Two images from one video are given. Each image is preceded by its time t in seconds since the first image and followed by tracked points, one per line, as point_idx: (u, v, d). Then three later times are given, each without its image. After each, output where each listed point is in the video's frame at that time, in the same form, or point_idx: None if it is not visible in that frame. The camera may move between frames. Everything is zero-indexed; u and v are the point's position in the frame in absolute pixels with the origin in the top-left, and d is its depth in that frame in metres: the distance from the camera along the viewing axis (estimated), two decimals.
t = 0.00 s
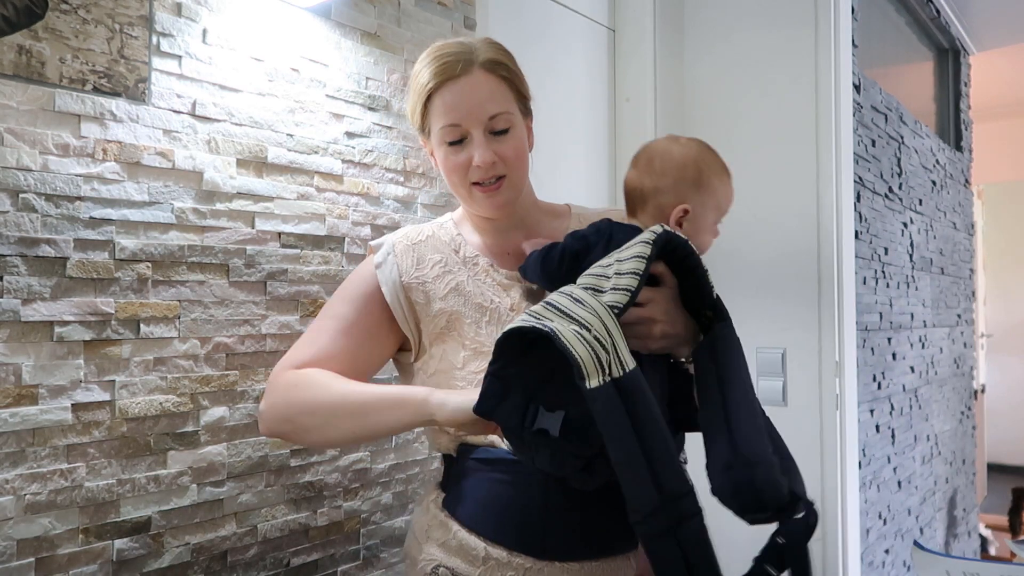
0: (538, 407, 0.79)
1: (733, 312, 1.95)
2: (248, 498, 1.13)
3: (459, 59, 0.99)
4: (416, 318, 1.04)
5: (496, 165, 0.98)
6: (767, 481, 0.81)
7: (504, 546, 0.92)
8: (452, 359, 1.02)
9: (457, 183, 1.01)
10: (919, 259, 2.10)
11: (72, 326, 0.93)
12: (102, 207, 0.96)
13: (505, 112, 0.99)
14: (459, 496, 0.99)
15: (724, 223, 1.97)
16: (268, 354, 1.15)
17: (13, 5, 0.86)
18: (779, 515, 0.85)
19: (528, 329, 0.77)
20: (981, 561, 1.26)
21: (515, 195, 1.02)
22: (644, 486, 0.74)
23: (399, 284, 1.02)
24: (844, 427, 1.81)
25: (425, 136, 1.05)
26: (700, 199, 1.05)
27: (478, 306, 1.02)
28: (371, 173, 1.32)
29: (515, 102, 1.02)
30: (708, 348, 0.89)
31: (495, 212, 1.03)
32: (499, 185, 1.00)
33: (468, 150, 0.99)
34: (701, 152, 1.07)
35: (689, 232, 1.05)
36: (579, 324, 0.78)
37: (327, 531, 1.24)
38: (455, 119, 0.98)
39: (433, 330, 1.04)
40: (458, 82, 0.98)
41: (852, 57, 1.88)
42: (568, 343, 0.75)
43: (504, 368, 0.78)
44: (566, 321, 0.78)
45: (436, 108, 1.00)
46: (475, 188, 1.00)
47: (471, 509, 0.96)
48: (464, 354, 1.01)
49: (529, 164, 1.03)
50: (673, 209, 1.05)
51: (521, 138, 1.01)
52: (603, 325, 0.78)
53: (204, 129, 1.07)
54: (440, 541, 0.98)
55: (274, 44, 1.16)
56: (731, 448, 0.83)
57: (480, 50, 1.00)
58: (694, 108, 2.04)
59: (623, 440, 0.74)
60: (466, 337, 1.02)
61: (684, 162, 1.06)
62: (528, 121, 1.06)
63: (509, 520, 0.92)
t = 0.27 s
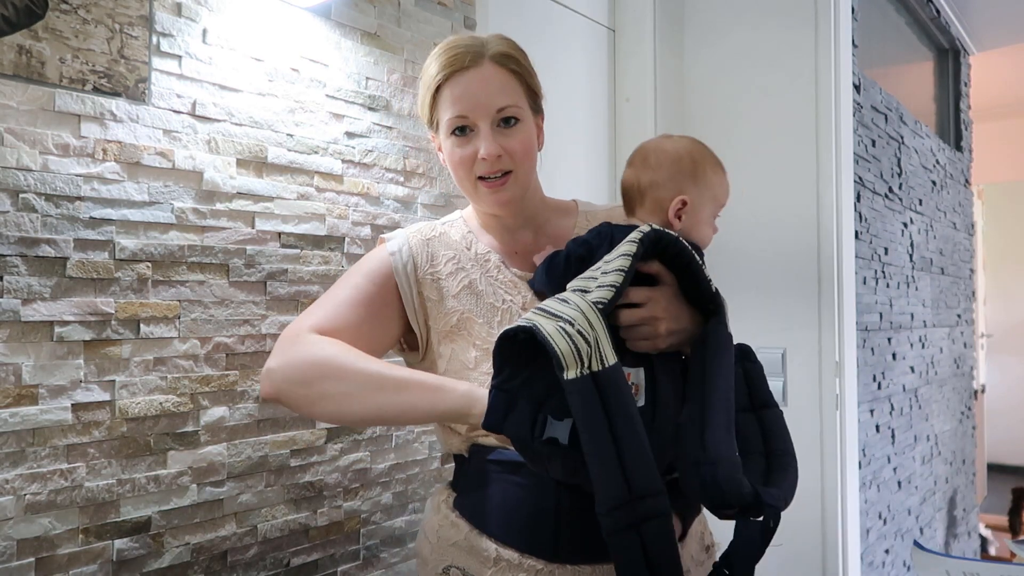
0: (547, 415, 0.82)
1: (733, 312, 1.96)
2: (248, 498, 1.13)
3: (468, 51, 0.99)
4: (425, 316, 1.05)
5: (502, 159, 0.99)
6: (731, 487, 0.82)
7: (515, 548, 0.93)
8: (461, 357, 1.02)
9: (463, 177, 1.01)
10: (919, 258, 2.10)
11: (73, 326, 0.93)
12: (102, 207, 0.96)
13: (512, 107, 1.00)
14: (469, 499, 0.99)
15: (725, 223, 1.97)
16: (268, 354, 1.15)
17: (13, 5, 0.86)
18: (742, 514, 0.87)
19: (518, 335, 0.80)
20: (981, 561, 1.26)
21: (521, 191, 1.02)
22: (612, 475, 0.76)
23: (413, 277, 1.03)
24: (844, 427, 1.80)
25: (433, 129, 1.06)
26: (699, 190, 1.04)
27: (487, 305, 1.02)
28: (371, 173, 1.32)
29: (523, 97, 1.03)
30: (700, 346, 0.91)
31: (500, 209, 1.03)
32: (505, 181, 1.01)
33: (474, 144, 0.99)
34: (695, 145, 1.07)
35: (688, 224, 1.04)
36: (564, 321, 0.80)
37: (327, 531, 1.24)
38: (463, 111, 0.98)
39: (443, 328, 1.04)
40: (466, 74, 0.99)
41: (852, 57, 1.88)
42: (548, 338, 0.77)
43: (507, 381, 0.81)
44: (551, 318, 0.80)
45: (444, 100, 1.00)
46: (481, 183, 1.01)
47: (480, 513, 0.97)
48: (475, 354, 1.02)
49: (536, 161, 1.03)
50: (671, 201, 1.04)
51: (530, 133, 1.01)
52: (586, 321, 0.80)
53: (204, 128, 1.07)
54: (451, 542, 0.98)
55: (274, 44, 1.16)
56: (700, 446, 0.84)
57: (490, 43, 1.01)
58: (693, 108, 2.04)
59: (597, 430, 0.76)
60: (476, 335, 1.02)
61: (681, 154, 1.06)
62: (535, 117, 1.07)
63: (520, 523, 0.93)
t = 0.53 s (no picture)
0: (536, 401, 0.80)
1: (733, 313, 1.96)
2: (248, 498, 1.13)
3: (475, 45, 1.01)
4: (424, 314, 1.05)
5: (506, 153, 1.00)
6: (737, 464, 0.82)
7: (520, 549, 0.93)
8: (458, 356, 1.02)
9: (466, 171, 1.02)
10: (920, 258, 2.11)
11: (73, 326, 0.93)
12: (102, 207, 0.96)
13: (516, 101, 1.01)
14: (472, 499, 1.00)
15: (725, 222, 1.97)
16: (268, 354, 1.15)
17: (13, 5, 0.86)
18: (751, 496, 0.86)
19: (509, 320, 0.81)
20: (981, 561, 1.26)
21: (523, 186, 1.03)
22: (611, 466, 0.76)
23: (413, 275, 1.03)
24: (844, 427, 1.80)
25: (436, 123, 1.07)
26: (706, 175, 1.05)
27: (487, 301, 1.02)
28: (371, 173, 1.32)
29: (528, 93, 1.04)
30: (704, 333, 0.90)
31: (502, 203, 1.04)
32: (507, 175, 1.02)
33: (478, 137, 1.00)
34: (700, 131, 1.07)
35: (696, 209, 1.04)
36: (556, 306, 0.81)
37: (327, 531, 1.24)
38: (468, 104, 1.00)
39: (442, 325, 1.04)
40: (472, 68, 1.00)
41: (852, 57, 1.88)
42: (539, 317, 0.79)
43: (497, 366, 0.82)
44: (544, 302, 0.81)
45: (449, 93, 1.01)
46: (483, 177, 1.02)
47: (483, 514, 0.97)
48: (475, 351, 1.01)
49: (539, 157, 1.05)
50: (678, 187, 1.04)
51: (534, 129, 1.03)
52: (576, 301, 0.80)
53: (204, 128, 1.07)
54: (457, 547, 0.98)
55: (274, 44, 1.16)
56: (705, 424, 0.84)
57: (496, 38, 1.02)
58: (693, 108, 2.04)
59: (593, 412, 0.76)
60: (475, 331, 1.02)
61: (686, 141, 1.06)
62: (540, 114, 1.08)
63: (522, 523, 0.93)
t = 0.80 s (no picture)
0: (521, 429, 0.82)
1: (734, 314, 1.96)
2: (248, 498, 1.13)
3: (471, 37, 1.01)
4: (416, 312, 1.05)
5: (504, 144, 0.99)
6: (755, 469, 0.83)
7: (517, 555, 0.93)
8: (452, 356, 1.02)
9: (464, 164, 1.01)
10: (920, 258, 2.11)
11: (73, 326, 0.93)
12: (102, 207, 0.96)
13: (514, 92, 1.01)
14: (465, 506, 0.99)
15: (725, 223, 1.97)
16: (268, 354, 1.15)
17: (13, 5, 0.86)
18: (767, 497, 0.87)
19: (503, 348, 0.81)
20: (981, 561, 1.26)
21: (521, 179, 1.02)
22: (637, 494, 0.75)
23: (404, 273, 1.03)
24: (844, 426, 1.80)
25: (433, 117, 1.06)
26: (714, 181, 1.03)
27: (481, 301, 1.03)
28: (371, 173, 1.32)
29: (525, 85, 1.04)
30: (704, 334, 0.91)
31: (501, 196, 1.03)
32: (506, 167, 1.01)
33: (476, 128, 1.00)
34: (714, 134, 1.06)
35: (701, 216, 1.04)
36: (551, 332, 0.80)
37: (327, 531, 1.24)
38: (465, 95, 0.99)
39: (435, 324, 1.04)
40: (469, 59, 1.00)
41: (852, 57, 1.88)
42: (539, 352, 0.78)
43: (484, 393, 0.82)
44: (537, 330, 0.81)
45: (446, 85, 1.01)
46: (481, 170, 1.01)
47: (478, 520, 0.97)
48: (467, 351, 1.01)
49: (536, 150, 1.04)
50: (684, 192, 1.03)
51: (532, 121, 1.02)
52: (575, 331, 0.80)
53: (204, 129, 1.07)
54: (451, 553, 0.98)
55: (273, 44, 1.16)
56: (719, 432, 0.84)
57: (492, 30, 1.03)
58: (693, 108, 2.04)
59: (609, 447, 0.76)
60: (468, 331, 1.02)
61: (696, 145, 1.04)
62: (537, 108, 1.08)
63: (516, 528, 0.93)
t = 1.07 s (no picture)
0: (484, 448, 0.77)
1: (733, 315, 1.96)
2: (248, 498, 1.13)
3: (449, 28, 1.00)
4: (405, 301, 1.02)
5: (485, 135, 0.98)
6: (740, 468, 0.80)
7: (498, 555, 0.92)
8: (437, 349, 0.99)
9: (448, 157, 1.00)
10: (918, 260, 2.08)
11: (73, 326, 0.93)
12: (102, 207, 0.96)
13: (495, 81, 1.00)
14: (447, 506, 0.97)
15: (725, 224, 1.97)
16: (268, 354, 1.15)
17: (13, 5, 0.86)
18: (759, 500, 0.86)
19: (466, 371, 0.77)
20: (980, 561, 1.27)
21: (507, 171, 1.00)
22: (615, 500, 0.73)
23: (396, 261, 1.00)
24: (844, 427, 1.80)
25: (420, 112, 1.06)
26: (679, 172, 0.99)
27: (471, 296, 1.00)
28: (371, 173, 1.32)
29: (509, 75, 1.02)
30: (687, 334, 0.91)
31: (488, 190, 1.01)
32: (490, 158, 0.99)
33: (457, 120, 0.99)
34: (674, 125, 1.02)
35: (672, 211, 0.99)
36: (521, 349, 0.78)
37: (327, 531, 1.24)
38: (445, 87, 0.99)
39: (423, 315, 1.01)
40: (448, 51, 1.00)
41: (852, 57, 1.88)
42: (504, 369, 0.75)
43: (453, 408, 0.76)
44: (505, 349, 0.78)
45: (428, 78, 1.01)
46: (466, 163, 1.00)
47: (458, 520, 0.95)
48: (453, 346, 0.98)
49: (523, 141, 1.02)
50: (651, 188, 0.99)
51: (515, 109, 1.01)
52: (541, 347, 0.78)
53: (204, 128, 1.07)
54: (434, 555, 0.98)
55: (275, 44, 1.16)
56: (703, 436, 0.82)
57: (472, 20, 1.02)
58: (693, 108, 2.04)
59: (580, 455, 0.73)
60: (456, 327, 0.99)
61: (657, 139, 1.01)
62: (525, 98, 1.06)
63: (496, 526, 0.92)
